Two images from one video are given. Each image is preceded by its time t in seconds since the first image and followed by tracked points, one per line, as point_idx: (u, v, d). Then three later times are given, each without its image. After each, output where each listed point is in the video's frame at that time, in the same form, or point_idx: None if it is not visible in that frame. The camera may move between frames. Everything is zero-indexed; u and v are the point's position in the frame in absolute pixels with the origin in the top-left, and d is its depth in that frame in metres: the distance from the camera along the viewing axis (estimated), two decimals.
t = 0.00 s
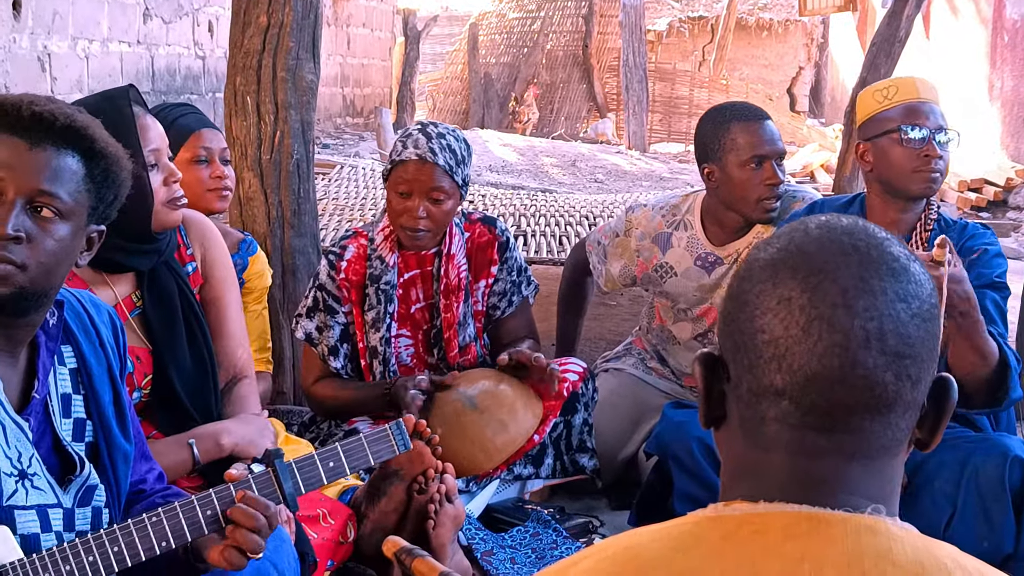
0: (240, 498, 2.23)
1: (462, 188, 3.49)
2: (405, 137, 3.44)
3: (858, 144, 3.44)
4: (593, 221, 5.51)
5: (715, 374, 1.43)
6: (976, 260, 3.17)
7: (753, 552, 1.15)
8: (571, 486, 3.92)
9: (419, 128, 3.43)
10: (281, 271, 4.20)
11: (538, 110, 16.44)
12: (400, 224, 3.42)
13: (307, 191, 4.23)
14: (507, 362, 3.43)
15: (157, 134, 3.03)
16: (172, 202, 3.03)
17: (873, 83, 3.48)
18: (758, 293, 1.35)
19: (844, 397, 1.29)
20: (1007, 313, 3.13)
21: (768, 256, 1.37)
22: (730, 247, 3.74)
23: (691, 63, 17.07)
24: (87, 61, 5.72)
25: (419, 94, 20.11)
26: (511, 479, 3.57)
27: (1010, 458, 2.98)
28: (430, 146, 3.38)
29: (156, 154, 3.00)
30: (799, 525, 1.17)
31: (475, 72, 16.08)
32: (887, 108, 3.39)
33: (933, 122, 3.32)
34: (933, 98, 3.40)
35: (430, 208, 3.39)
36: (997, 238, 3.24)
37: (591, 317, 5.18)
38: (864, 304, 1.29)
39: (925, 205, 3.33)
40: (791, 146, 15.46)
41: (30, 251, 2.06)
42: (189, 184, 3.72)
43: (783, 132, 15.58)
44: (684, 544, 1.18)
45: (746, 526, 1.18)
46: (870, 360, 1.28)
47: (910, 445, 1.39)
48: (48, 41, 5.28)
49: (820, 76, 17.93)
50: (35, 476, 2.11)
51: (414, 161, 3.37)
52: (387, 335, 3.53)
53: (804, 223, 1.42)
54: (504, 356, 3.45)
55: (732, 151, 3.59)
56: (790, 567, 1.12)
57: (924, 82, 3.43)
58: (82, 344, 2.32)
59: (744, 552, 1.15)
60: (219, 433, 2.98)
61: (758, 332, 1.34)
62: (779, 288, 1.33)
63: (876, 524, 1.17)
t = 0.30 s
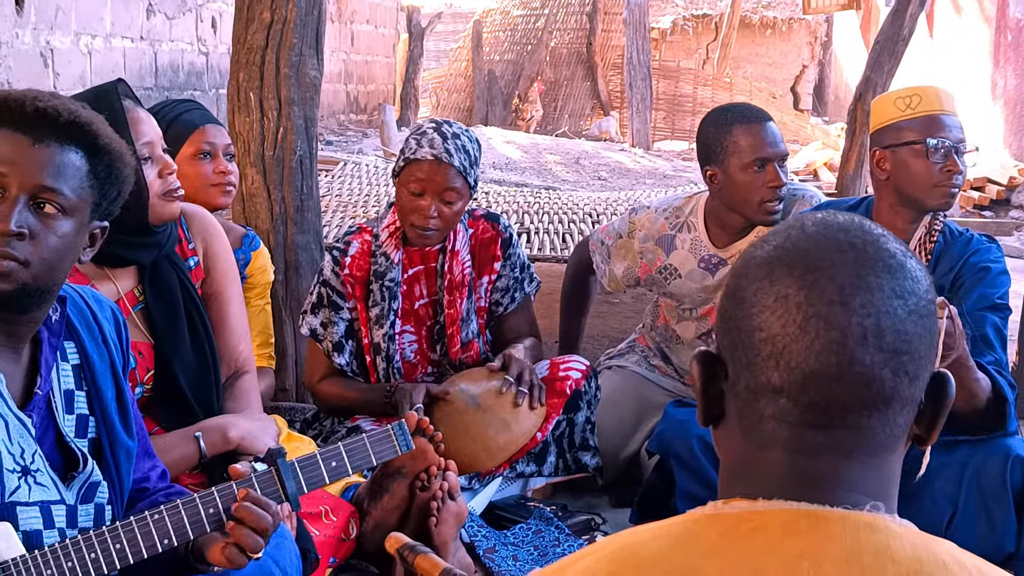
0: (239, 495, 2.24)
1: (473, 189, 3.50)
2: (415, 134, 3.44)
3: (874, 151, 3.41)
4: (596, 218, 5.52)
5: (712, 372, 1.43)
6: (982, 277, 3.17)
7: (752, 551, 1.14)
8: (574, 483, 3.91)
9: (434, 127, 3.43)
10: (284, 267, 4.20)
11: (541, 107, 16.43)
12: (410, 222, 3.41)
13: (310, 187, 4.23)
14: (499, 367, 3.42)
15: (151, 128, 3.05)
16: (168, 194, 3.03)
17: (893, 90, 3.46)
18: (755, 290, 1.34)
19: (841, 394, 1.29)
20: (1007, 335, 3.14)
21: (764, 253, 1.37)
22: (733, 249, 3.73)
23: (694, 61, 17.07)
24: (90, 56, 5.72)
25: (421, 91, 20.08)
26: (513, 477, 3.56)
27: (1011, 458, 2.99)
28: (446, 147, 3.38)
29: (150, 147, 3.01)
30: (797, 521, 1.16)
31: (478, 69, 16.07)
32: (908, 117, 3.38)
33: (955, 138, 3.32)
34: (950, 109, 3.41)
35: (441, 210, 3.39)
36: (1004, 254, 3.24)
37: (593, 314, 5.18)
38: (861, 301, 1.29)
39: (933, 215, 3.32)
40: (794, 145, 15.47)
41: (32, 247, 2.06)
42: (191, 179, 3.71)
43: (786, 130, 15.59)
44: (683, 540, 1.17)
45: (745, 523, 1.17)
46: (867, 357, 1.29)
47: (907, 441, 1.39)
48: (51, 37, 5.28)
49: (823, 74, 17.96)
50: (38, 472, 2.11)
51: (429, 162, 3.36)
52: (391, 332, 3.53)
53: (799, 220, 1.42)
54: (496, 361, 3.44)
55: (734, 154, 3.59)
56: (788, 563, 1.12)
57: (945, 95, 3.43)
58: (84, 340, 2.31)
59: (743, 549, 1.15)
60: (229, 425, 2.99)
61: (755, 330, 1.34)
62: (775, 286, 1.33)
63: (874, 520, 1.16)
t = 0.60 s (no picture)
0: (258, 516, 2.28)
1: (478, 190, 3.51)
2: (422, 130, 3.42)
3: (885, 158, 3.45)
4: (596, 215, 5.52)
5: (712, 370, 1.43)
6: (987, 287, 3.19)
7: (751, 548, 1.14)
8: (573, 481, 3.88)
9: (442, 124, 3.42)
10: (283, 263, 4.19)
11: (541, 104, 16.43)
12: (413, 219, 3.40)
13: (310, 184, 4.22)
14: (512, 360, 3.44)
15: (142, 126, 3.03)
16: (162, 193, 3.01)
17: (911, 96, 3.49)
18: (754, 286, 1.34)
19: (840, 390, 1.29)
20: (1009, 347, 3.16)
21: (763, 251, 1.37)
22: (733, 249, 3.72)
23: (694, 58, 17.06)
24: (89, 53, 5.72)
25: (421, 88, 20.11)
26: (512, 473, 3.58)
27: (1011, 459, 2.99)
28: (455, 145, 3.38)
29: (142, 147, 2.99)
30: (797, 517, 1.16)
31: (479, 66, 16.06)
32: (922, 126, 3.42)
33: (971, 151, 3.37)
34: (963, 118, 3.45)
35: (446, 208, 3.39)
36: (1009, 264, 3.27)
37: (593, 312, 5.17)
38: (859, 296, 1.29)
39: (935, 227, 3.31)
40: (794, 143, 15.47)
41: (33, 244, 2.06)
42: (189, 177, 3.71)
43: (786, 128, 15.58)
44: (683, 538, 1.17)
45: (745, 520, 1.17)
46: (866, 353, 1.28)
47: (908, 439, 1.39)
48: (51, 33, 5.27)
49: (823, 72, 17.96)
50: (37, 468, 2.12)
51: (438, 159, 3.35)
52: (387, 329, 3.52)
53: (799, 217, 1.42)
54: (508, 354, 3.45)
55: (734, 158, 3.59)
56: (788, 561, 1.12)
57: (961, 105, 3.47)
58: (84, 335, 2.31)
59: (742, 546, 1.14)
60: (229, 422, 3.00)
61: (754, 326, 1.34)
62: (774, 282, 1.32)
63: (875, 517, 1.16)
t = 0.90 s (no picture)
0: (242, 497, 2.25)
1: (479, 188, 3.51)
2: (423, 125, 3.43)
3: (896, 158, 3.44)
4: (595, 211, 5.52)
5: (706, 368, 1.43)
6: (992, 289, 3.18)
7: (752, 543, 1.14)
8: (574, 477, 3.90)
9: (444, 120, 3.43)
10: (283, 259, 4.19)
11: (540, 100, 16.43)
12: (414, 215, 3.40)
13: (309, 180, 4.22)
14: (506, 360, 3.44)
15: (144, 124, 3.04)
16: (161, 194, 3.02)
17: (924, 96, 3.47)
18: (725, 280, 1.33)
19: (808, 383, 1.27)
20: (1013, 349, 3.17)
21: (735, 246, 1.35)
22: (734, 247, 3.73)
23: (693, 54, 17.06)
24: (88, 49, 5.72)
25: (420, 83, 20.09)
26: (511, 470, 3.57)
27: (1011, 458, 2.99)
28: (458, 142, 3.39)
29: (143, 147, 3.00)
30: (797, 514, 1.16)
31: (478, 61, 16.04)
32: (935, 127, 3.42)
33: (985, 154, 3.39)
34: (976, 120, 3.45)
35: (447, 204, 3.38)
36: (1015, 266, 3.26)
37: (592, 308, 5.17)
38: (824, 288, 1.25)
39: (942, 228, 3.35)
40: (793, 139, 15.48)
41: (32, 238, 2.06)
42: (190, 174, 3.70)
43: (785, 124, 15.59)
44: (682, 533, 1.17)
45: (746, 516, 1.17)
46: (832, 346, 1.26)
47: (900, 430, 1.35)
48: (50, 29, 5.27)
49: (822, 68, 17.98)
50: (37, 464, 2.12)
51: (439, 155, 3.36)
52: (387, 324, 3.52)
53: (783, 209, 1.39)
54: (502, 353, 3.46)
55: (733, 157, 3.58)
56: (789, 555, 1.12)
57: (973, 107, 3.47)
58: (83, 331, 2.32)
59: (742, 541, 1.14)
60: (227, 419, 3.00)
61: (727, 324, 1.32)
62: (739, 276, 1.31)
63: (875, 513, 1.16)
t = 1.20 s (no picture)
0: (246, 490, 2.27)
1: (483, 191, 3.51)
2: (428, 127, 3.41)
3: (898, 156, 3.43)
4: (595, 210, 5.52)
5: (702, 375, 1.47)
6: (997, 287, 3.22)
7: (749, 543, 1.14)
8: (575, 475, 3.89)
9: (450, 123, 3.41)
10: (284, 258, 4.19)
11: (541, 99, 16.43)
12: (418, 216, 3.42)
13: (310, 178, 4.22)
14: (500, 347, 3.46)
15: (157, 124, 3.02)
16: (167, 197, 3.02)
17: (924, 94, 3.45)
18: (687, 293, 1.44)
19: (733, 381, 1.32)
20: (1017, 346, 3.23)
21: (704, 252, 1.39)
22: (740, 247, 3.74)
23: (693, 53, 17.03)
24: (90, 48, 5.72)
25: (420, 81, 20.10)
26: (512, 469, 3.57)
27: (1013, 455, 3.00)
28: (463, 146, 3.38)
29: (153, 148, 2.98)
30: (793, 512, 1.16)
31: (479, 60, 16.02)
32: (936, 125, 3.40)
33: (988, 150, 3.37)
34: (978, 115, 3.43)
35: (451, 207, 3.40)
36: (1018, 264, 3.29)
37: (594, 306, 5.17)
38: (725, 288, 1.31)
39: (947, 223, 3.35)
40: (795, 137, 15.48)
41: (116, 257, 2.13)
42: (193, 174, 3.70)
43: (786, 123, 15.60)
44: (680, 533, 1.18)
45: (742, 514, 1.17)
46: (737, 342, 1.30)
47: (863, 419, 1.29)
48: (51, 28, 5.28)
49: (823, 66, 17.99)
50: (34, 462, 2.12)
51: (444, 159, 3.35)
52: (387, 324, 3.53)
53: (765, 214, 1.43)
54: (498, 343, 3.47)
55: (738, 155, 3.59)
56: (785, 556, 1.12)
57: (974, 102, 3.45)
58: (78, 330, 2.32)
59: (738, 541, 1.15)
60: (228, 419, 3.00)
61: (694, 328, 1.36)
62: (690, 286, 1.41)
63: (871, 511, 1.15)
